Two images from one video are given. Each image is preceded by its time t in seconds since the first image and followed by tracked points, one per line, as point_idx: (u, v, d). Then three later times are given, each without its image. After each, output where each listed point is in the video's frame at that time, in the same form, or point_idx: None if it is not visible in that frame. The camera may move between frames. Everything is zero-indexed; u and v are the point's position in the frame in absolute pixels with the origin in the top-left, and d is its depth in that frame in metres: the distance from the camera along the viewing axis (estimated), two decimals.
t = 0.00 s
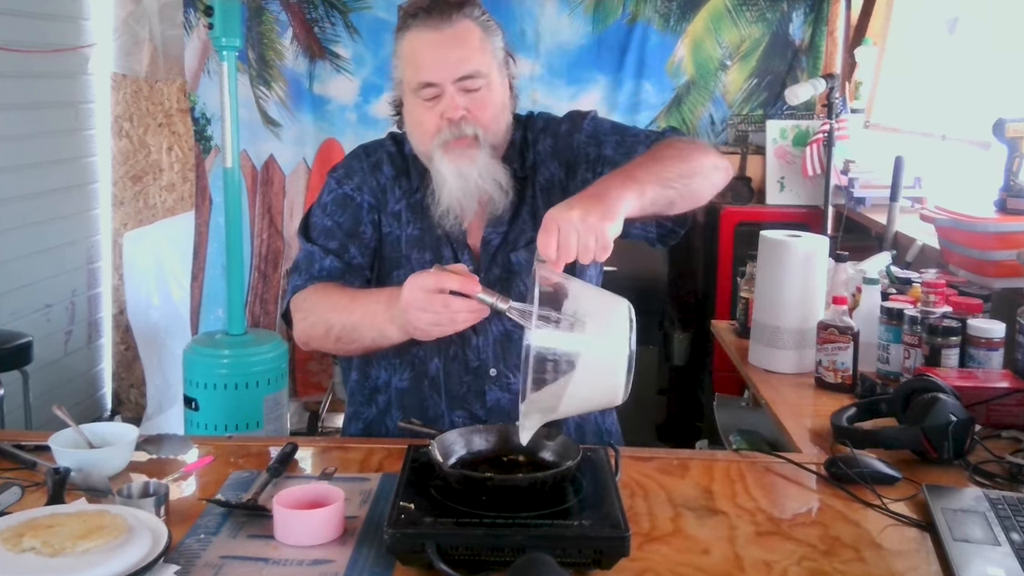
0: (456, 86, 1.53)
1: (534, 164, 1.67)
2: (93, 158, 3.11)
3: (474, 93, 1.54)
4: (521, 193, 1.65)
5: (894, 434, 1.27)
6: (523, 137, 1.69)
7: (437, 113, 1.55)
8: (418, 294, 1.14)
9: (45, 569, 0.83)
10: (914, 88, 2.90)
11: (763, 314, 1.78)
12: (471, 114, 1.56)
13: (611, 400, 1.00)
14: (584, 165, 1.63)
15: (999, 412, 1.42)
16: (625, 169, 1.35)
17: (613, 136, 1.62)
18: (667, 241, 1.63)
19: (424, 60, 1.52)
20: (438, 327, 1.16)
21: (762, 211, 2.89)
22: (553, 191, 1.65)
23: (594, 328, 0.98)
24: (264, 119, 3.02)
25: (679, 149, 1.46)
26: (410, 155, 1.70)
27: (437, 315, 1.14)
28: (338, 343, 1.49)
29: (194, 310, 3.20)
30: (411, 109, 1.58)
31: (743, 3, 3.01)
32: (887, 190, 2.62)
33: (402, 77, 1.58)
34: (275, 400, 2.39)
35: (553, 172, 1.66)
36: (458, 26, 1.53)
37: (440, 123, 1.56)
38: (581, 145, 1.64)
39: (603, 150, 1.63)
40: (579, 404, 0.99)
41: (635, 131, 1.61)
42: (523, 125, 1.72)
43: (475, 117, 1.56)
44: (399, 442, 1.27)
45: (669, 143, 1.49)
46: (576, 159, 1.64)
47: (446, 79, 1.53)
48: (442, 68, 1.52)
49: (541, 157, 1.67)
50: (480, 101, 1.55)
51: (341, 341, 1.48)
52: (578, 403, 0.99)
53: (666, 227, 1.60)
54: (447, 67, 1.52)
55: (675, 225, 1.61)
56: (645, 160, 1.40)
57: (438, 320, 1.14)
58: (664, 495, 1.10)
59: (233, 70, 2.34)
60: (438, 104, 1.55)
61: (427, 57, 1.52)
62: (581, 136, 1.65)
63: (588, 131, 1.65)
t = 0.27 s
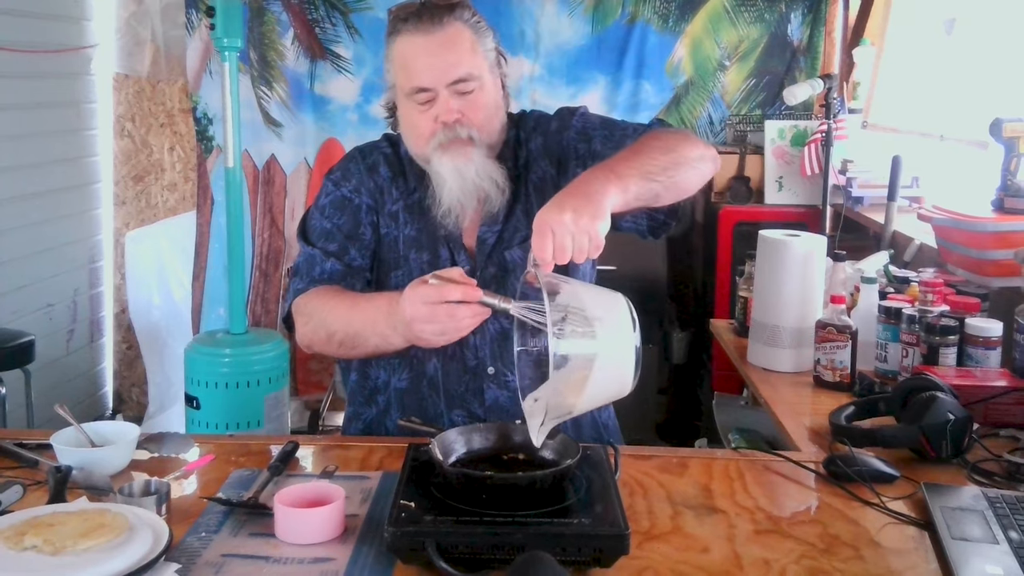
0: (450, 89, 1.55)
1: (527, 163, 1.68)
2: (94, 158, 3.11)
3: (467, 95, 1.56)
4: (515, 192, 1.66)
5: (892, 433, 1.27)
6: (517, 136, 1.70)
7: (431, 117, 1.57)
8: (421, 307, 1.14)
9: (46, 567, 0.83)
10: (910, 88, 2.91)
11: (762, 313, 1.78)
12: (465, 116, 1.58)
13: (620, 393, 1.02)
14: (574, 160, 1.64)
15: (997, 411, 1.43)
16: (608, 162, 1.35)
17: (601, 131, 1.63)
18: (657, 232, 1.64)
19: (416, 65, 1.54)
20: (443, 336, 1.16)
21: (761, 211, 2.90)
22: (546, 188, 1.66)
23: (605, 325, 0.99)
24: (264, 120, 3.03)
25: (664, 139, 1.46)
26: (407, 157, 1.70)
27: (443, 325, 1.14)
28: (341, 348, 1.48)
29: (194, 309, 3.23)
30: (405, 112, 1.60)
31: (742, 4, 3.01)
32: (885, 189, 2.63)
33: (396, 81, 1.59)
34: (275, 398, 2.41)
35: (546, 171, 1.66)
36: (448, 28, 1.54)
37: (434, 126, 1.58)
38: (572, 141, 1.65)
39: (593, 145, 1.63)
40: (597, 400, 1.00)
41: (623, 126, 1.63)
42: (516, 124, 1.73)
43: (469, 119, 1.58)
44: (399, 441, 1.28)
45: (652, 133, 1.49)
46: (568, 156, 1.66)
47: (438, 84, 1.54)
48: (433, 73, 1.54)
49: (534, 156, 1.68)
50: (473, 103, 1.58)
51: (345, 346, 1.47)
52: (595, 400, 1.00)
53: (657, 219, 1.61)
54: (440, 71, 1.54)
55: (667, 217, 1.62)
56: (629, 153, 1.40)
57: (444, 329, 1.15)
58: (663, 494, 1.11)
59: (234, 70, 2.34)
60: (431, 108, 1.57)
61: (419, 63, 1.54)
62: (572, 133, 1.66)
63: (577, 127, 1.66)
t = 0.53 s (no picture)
0: (445, 91, 1.56)
1: (523, 163, 1.68)
2: (94, 158, 3.11)
3: (462, 96, 1.57)
4: (510, 191, 1.66)
5: (892, 432, 1.27)
6: (512, 136, 1.71)
7: (427, 119, 1.58)
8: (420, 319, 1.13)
9: (47, 566, 0.84)
10: (909, 87, 2.91)
11: (762, 312, 1.79)
12: (461, 118, 1.59)
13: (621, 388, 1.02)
14: (569, 159, 1.65)
15: (996, 410, 1.43)
16: (601, 161, 1.36)
17: (595, 129, 1.64)
18: (654, 230, 1.64)
19: (412, 67, 1.54)
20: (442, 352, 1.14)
21: (760, 210, 2.90)
22: (542, 187, 1.66)
23: (603, 323, 0.99)
24: (264, 119, 3.03)
25: (658, 137, 1.47)
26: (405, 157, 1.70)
27: (442, 339, 1.12)
28: (339, 352, 1.46)
29: (195, 308, 3.22)
30: (401, 114, 1.60)
31: (742, 3, 3.02)
32: (885, 189, 2.63)
33: (391, 83, 1.60)
34: (275, 398, 2.41)
35: (542, 170, 1.67)
36: (442, 31, 1.54)
37: (430, 128, 1.58)
38: (566, 140, 1.66)
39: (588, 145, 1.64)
40: (599, 395, 1.00)
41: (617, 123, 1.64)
42: (514, 124, 1.73)
43: (465, 121, 1.59)
44: (398, 440, 1.28)
45: (646, 131, 1.50)
46: (563, 155, 1.66)
47: (433, 87, 1.55)
48: (428, 76, 1.54)
49: (530, 156, 1.68)
50: (469, 105, 1.58)
51: (343, 350, 1.45)
52: (597, 395, 1.00)
53: (654, 216, 1.62)
54: (434, 74, 1.54)
55: (663, 215, 1.63)
56: (622, 151, 1.40)
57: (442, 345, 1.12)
58: (663, 493, 1.11)
59: (234, 70, 2.34)
60: (427, 110, 1.57)
61: (415, 65, 1.54)
62: (566, 132, 1.66)
63: (572, 127, 1.66)
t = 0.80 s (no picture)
0: (438, 94, 1.55)
1: (519, 162, 1.68)
2: (94, 158, 3.11)
3: (456, 98, 1.56)
4: (506, 191, 1.66)
5: (892, 432, 1.27)
6: (508, 135, 1.70)
7: (421, 121, 1.57)
8: (411, 316, 1.15)
9: (47, 567, 0.84)
10: (910, 87, 2.91)
11: (762, 312, 1.79)
12: (454, 120, 1.58)
13: (614, 385, 1.02)
14: (564, 157, 1.65)
15: (996, 410, 1.43)
16: (599, 161, 1.35)
17: (589, 127, 1.65)
18: (650, 228, 1.63)
19: (404, 70, 1.54)
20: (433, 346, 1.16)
21: (760, 210, 2.90)
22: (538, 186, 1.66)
23: (597, 321, 0.98)
24: (264, 120, 3.03)
25: (649, 134, 1.47)
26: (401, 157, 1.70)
27: (432, 334, 1.14)
28: (333, 352, 1.46)
29: (195, 308, 3.22)
30: (395, 116, 1.60)
31: (742, 4, 3.02)
32: (885, 189, 2.63)
33: (385, 85, 1.59)
34: (275, 398, 2.41)
35: (538, 170, 1.67)
36: (434, 33, 1.53)
37: (424, 131, 1.58)
38: (560, 139, 1.66)
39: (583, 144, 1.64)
40: (593, 392, 0.99)
41: (611, 120, 1.65)
42: (510, 124, 1.73)
43: (459, 123, 1.58)
44: (398, 440, 1.28)
45: (639, 129, 1.50)
46: (557, 155, 1.66)
47: (426, 89, 1.54)
48: (421, 78, 1.54)
49: (526, 155, 1.68)
50: (462, 106, 1.57)
51: (338, 350, 1.44)
52: (591, 392, 0.99)
53: (649, 213, 1.61)
54: (426, 77, 1.53)
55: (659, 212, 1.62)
56: (612, 149, 1.41)
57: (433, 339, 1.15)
58: (663, 493, 1.11)
59: (234, 70, 2.34)
60: (421, 112, 1.57)
61: (407, 67, 1.53)
62: (560, 131, 1.67)
63: (565, 125, 1.67)
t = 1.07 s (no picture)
0: (433, 96, 1.54)
1: (516, 162, 1.68)
2: (94, 158, 3.11)
3: (450, 100, 1.56)
4: (503, 192, 1.66)
5: (892, 433, 1.27)
6: (504, 136, 1.71)
7: (416, 123, 1.57)
8: (395, 310, 1.14)
9: (46, 567, 0.83)
10: (910, 87, 2.91)
11: (762, 313, 1.78)
12: (450, 121, 1.57)
13: (607, 390, 1.01)
14: (559, 158, 1.64)
15: (997, 410, 1.43)
16: (598, 162, 1.35)
17: (585, 127, 1.63)
18: (646, 229, 1.62)
19: (398, 72, 1.53)
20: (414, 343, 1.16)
21: (761, 210, 2.90)
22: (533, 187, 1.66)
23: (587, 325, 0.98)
24: (264, 120, 3.03)
25: (645, 136, 1.47)
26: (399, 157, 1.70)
27: (428, 337, 1.13)
28: (329, 350, 1.46)
29: (194, 309, 3.22)
30: (391, 118, 1.59)
31: (742, 4, 3.02)
32: (885, 189, 2.62)
33: (380, 87, 1.59)
34: (275, 398, 2.40)
35: (534, 171, 1.67)
36: (429, 34, 1.53)
37: (420, 132, 1.57)
38: (556, 139, 1.65)
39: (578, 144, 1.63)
40: (586, 397, 0.99)
41: (607, 121, 1.63)
42: (508, 124, 1.72)
43: (454, 124, 1.58)
44: (398, 441, 1.28)
45: (636, 129, 1.50)
46: (553, 155, 1.66)
47: (421, 91, 1.54)
48: (416, 80, 1.53)
49: (523, 155, 1.68)
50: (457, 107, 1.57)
51: (333, 348, 1.45)
52: (585, 397, 0.99)
53: (645, 214, 1.61)
54: (420, 79, 1.53)
55: (655, 213, 1.61)
56: (605, 151, 1.40)
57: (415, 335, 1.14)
58: (663, 494, 1.11)
59: (234, 70, 2.34)
60: (416, 114, 1.56)
61: (402, 69, 1.53)
62: (557, 130, 1.66)
63: (562, 126, 1.66)
